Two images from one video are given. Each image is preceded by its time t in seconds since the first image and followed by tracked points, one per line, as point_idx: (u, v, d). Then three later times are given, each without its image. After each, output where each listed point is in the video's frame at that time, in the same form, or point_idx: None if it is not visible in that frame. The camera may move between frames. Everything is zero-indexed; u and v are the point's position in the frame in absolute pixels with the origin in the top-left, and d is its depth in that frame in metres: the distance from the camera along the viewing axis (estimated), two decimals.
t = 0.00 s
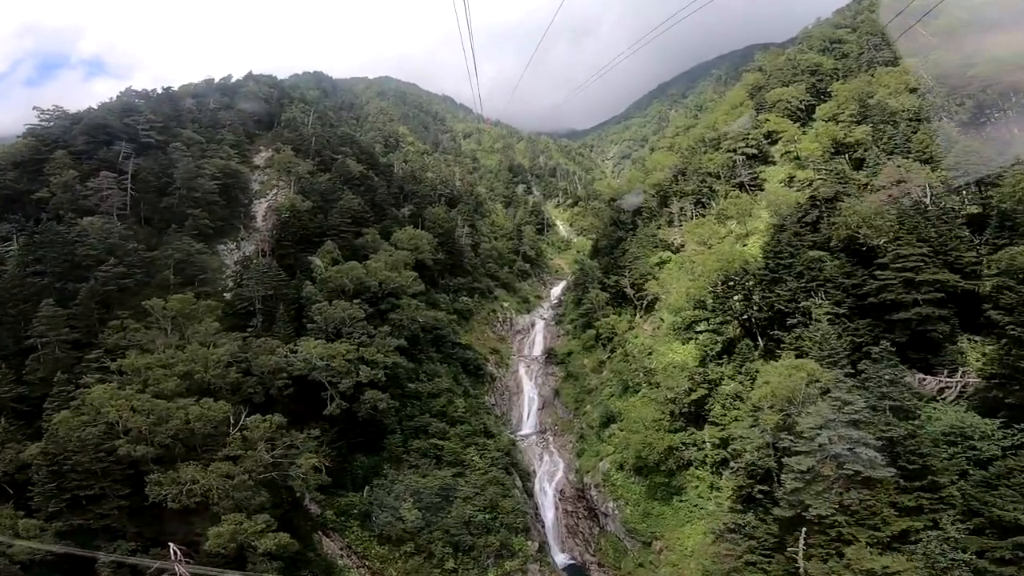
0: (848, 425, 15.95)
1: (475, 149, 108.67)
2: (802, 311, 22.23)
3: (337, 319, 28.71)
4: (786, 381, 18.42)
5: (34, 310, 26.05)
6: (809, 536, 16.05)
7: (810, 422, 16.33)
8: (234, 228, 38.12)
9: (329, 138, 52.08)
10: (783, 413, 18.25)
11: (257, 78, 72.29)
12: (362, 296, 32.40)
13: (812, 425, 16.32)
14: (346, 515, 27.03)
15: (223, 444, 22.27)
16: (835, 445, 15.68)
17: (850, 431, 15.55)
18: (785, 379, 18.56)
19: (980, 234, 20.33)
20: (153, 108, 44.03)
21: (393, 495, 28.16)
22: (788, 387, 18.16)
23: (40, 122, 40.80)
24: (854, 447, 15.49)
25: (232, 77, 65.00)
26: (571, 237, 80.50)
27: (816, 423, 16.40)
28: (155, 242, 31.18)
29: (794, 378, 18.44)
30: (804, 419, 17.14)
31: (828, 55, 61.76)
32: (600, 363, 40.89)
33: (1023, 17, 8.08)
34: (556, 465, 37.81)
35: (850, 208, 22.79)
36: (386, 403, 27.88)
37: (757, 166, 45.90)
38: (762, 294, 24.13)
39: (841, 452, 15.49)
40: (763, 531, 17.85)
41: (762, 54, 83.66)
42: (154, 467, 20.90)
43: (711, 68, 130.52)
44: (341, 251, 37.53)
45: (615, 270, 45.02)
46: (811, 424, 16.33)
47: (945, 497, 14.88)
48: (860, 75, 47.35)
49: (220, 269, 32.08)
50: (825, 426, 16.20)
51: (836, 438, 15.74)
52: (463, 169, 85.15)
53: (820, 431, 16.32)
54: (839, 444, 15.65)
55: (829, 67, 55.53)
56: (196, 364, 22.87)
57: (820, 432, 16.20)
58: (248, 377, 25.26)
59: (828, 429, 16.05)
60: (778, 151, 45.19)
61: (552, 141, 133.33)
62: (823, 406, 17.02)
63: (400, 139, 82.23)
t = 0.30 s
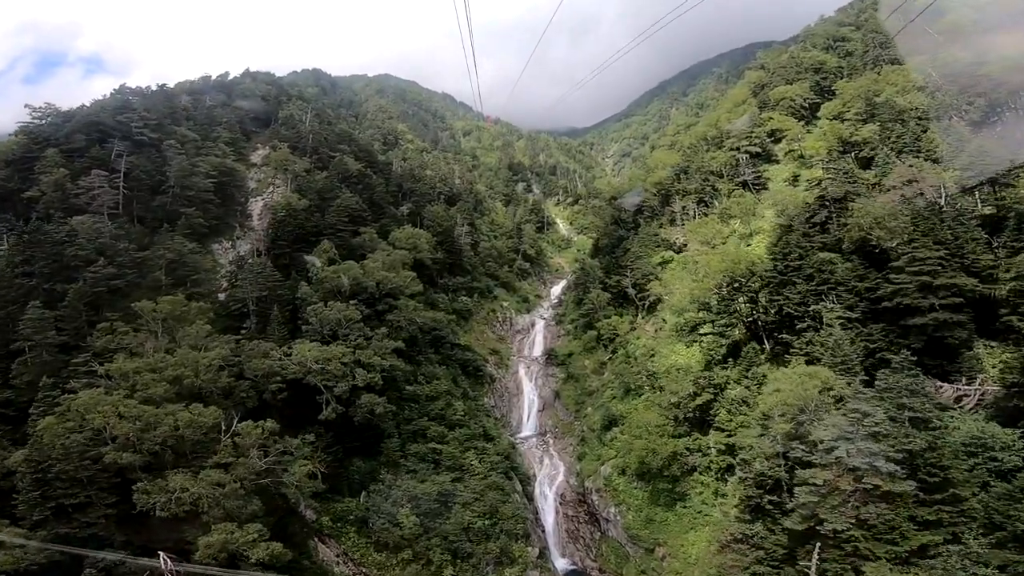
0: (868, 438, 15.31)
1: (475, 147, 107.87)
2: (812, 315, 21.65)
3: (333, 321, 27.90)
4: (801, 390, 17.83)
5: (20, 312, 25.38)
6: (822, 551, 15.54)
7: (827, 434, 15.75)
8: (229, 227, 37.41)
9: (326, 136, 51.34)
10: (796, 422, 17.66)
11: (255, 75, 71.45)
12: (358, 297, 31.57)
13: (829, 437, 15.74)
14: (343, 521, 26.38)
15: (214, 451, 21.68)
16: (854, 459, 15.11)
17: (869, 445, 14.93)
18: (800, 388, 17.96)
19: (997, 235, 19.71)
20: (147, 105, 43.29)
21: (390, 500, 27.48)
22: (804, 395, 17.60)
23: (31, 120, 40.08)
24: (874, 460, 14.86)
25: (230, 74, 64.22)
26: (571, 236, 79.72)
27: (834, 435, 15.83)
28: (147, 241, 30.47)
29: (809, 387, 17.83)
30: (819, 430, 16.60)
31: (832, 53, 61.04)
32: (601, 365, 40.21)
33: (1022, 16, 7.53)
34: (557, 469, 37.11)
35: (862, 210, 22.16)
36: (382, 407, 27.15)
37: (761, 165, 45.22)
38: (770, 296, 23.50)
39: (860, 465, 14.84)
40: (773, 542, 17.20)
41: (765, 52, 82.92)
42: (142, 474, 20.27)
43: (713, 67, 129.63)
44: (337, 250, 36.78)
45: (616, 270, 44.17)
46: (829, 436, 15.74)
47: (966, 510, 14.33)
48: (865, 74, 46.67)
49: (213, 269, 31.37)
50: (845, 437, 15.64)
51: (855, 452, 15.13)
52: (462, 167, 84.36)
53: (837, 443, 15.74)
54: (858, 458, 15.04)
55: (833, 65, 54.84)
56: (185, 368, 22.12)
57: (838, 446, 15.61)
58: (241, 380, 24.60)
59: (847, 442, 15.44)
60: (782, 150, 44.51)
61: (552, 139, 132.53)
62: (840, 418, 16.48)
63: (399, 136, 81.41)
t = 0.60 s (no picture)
0: (888, 452, 14.85)
1: (474, 145, 107.07)
2: (824, 319, 21.36)
3: (328, 323, 27.10)
4: (817, 399, 17.36)
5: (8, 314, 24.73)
6: (839, 566, 15.02)
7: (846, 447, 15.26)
8: (225, 226, 36.73)
9: (323, 134, 50.60)
10: (809, 433, 17.10)
11: (252, 73, 70.66)
12: (355, 299, 30.74)
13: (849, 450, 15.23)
14: (340, 528, 25.77)
15: (204, 459, 21.11)
16: (875, 473, 14.57)
17: (888, 458, 14.44)
18: (815, 397, 17.43)
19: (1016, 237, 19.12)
20: (140, 103, 42.56)
21: (388, 507, 26.81)
22: (819, 404, 17.08)
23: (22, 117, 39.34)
24: (896, 474, 14.34)
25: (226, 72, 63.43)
26: (572, 234, 78.97)
27: (854, 448, 15.34)
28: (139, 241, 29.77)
29: (825, 396, 17.32)
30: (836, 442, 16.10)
31: (836, 51, 60.30)
32: (603, 366, 39.55)
33: None
34: (557, 472, 36.45)
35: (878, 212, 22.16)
36: (380, 412, 26.47)
37: (765, 164, 44.54)
38: (780, 300, 23.16)
39: (880, 479, 14.33)
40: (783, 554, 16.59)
41: (767, 50, 82.21)
42: (130, 483, 19.67)
43: (713, 65, 128.84)
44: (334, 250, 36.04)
45: (619, 270, 43.30)
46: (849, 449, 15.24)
47: (989, 523, 13.83)
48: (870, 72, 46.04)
49: (207, 269, 30.66)
50: (867, 450, 15.18)
51: (875, 466, 14.60)
52: (461, 165, 83.60)
53: (857, 457, 15.26)
54: (879, 472, 14.50)
55: (837, 63, 54.18)
56: (176, 373, 21.49)
57: (859, 460, 15.13)
58: (233, 385, 23.98)
59: (868, 455, 14.95)
60: (786, 148, 43.88)
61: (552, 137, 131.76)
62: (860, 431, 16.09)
63: (397, 134, 80.61)
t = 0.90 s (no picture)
0: (912, 467, 14.28)
1: (474, 143, 106.29)
2: (836, 322, 20.95)
3: (324, 326, 26.39)
4: (833, 410, 16.98)
5: None
6: None
7: (867, 461, 14.79)
8: (220, 226, 36.05)
9: (321, 132, 49.86)
10: (824, 442, 16.65)
11: (250, 71, 69.95)
12: (352, 301, 29.92)
13: (871, 465, 14.70)
14: (336, 535, 25.14)
15: (194, 468, 20.50)
16: (898, 488, 14.04)
17: (913, 472, 13.89)
18: (832, 407, 17.04)
19: None
20: (135, 101, 41.88)
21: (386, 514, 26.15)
22: (835, 414, 16.69)
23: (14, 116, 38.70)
24: (920, 489, 13.79)
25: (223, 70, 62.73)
26: (572, 233, 78.19)
27: (876, 462, 14.81)
28: (131, 242, 29.11)
29: (842, 407, 16.94)
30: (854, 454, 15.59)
31: (840, 48, 59.51)
32: (605, 368, 38.85)
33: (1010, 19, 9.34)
34: (559, 477, 35.81)
35: (890, 214, 22.04)
36: (377, 417, 25.79)
37: (769, 163, 43.79)
38: (790, 303, 22.75)
39: (903, 494, 13.82)
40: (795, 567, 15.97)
41: (769, 48, 81.43)
42: (119, 492, 19.06)
43: (714, 63, 128.05)
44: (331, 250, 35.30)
45: (620, 270, 41.98)
46: (870, 463, 14.74)
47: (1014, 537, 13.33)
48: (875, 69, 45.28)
49: (201, 271, 29.95)
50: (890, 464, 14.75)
51: (898, 481, 14.08)
52: (461, 163, 82.87)
53: (880, 471, 14.73)
54: (902, 487, 14.00)
55: (841, 61, 53.44)
56: (166, 379, 20.85)
57: (881, 473, 14.65)
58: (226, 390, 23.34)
59: (891, 469, 14.45)
60: (791, 146, 43.14)
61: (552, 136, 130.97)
62: (880, 443, 15.51)
63: (396, 132, 79.86)
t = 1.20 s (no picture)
0: (938, 482, 13.93)
1: (474, 141, 105.54)
2: (850, 327, 20.72)
3: (320, 330, 25.69)
4: (851, 421, 16.67)
5: None
6: None
7: (890, 476, 14.70)
8: (215, 227, 35.37)
9: (318, 131, 49.12)
10: (839, 454, 16.18)
11: (247, 70, 69.22)
12: (349, 303, 29.20)
13: (894, 480, 14.55)
14: (333, 543, 24.46)
15: (185, 477, 19.92)
16: (923, 504, 13.86)
17: (938, 488, 13.64)
18: (849, 418, 16.73)
19: None
20: (128, 100, 41.18)
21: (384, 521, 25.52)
22: (853, 425, 16.41)
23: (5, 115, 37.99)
24: (945, 505, 13.53)
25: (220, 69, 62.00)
26: (573, 232, 77.48)
27: (899, 477, 14.67)
28: (123, 243, 28.43)
29: (860, 417, 16.65)
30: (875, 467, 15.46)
31: (843, 46, 58.79)
32: (607, 370, 38.17)
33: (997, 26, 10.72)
34: (561, 481, 35.06)
35: (901, 216, 22.13)
36: (374, 423, 25.16)
37: (773, 162, 43.13)
38: (803, 306, 22.68)
39: (928, 510, 13.67)
40: None
41: (770, 46, 80.67)
42: (107, 503, 18.43)
43: (714, 62, 127.30)
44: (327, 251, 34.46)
45: (621, 271, 41.74)
46: (894, 479, 14.60)
47: None
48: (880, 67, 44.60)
49: (195, 273, 29.26)
50: (912, 478, 14.55)
51: (922, 497, 13.91)
52: (461, 162, 82.13)
53: (903, 486, 14.56)
54: (927, 503, 13.80)
55: (845, 59, 52.75)
56: (155, 385, 20.26)
57: (904, 488, 14.52)
58: (218, 396, 22.67)
59: (914, 485, 14.28)
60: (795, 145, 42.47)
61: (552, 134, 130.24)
62: (901, 456, 15.38)
63: (395, 131, 79.14)
